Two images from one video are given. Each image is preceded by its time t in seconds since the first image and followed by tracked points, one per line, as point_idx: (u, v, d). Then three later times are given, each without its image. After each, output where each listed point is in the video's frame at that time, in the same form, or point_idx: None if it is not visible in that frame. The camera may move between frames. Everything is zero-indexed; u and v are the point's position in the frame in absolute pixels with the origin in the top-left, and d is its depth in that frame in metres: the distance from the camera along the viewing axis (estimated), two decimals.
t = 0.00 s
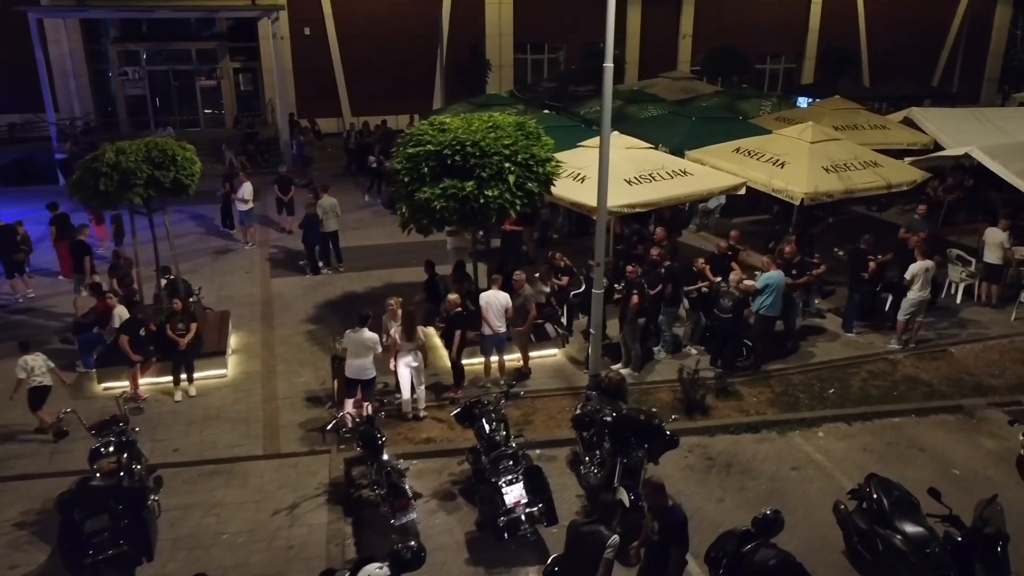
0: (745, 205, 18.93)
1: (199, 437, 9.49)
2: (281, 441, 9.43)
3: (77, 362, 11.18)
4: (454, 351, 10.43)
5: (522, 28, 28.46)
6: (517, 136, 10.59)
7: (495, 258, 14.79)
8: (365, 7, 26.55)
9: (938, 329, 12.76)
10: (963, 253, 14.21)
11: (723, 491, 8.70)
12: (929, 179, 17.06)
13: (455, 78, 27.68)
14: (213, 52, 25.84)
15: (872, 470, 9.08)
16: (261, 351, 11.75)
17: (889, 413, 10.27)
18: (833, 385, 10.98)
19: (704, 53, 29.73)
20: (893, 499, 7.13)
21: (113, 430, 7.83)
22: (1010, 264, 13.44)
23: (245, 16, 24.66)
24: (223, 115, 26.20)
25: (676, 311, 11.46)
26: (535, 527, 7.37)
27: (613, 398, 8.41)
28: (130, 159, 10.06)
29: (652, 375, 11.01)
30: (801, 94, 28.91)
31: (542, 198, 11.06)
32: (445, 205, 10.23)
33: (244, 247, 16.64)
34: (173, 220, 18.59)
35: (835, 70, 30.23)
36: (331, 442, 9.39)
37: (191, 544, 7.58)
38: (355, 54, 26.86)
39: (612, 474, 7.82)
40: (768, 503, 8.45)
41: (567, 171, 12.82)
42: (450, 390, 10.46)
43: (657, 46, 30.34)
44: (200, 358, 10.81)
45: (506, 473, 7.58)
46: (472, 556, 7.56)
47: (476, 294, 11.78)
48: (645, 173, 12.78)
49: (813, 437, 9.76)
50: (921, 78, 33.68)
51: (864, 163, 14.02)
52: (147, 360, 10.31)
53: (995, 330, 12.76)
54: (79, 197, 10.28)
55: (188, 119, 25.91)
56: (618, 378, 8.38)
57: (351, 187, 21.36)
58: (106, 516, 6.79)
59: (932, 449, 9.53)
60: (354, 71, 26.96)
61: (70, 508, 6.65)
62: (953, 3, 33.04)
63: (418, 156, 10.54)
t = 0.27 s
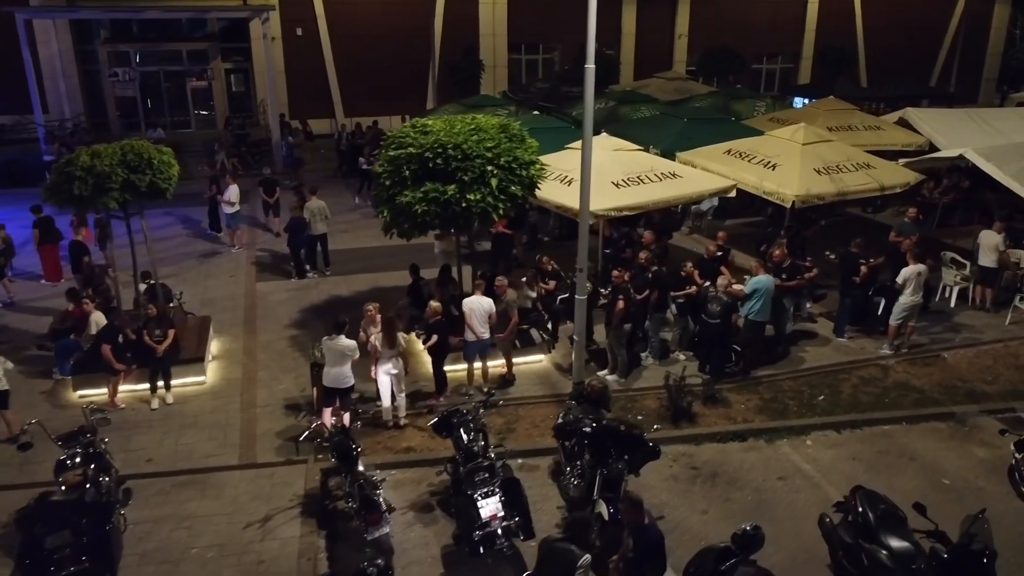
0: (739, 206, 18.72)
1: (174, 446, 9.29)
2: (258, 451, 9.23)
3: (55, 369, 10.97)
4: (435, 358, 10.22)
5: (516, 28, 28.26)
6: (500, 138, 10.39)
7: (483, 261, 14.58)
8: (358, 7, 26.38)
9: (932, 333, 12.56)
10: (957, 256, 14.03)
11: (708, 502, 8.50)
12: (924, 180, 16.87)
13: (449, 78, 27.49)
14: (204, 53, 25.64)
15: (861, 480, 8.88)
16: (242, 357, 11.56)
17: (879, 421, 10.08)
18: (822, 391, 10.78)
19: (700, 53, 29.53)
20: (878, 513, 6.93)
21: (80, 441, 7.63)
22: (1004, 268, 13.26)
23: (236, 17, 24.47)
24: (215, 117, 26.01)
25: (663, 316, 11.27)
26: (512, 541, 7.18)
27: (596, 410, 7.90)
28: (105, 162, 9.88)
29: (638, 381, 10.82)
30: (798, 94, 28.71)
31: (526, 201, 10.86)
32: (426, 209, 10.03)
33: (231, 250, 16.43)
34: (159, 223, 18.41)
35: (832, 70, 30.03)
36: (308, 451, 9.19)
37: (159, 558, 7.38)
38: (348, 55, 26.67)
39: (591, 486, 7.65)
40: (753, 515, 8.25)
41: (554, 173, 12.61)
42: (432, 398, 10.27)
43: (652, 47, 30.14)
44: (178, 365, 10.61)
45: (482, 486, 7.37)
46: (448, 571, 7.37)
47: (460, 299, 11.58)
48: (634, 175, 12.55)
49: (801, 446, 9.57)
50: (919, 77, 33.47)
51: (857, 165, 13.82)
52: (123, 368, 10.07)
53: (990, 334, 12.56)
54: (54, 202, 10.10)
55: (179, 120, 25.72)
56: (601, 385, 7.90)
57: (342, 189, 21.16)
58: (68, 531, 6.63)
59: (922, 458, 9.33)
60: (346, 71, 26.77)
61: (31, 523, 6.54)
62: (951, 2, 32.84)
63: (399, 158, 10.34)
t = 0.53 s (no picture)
0: (732, 208, 18.52)
1: (146, 456, 9.10)
2: (231, 460, 9.03)
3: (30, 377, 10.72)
4: (414, 365, 10.03)
5: (510, 28, 28.08)
6: (481, 141, 10.20)
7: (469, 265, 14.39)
8: (350, 7, 26.21)
9: (923, 338, 12.36)
10: (950, 259, 13.84)
11: (689, 513, 8.30)
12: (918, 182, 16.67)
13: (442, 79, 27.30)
14: (195, 54, 25.47)
15: (846, 490, 8.68)
16: (220, 364, 11.37)
17: (867, 429, 9.88)
18: (810, 398, 10.59)
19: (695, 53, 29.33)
20: (860, 527, 6.73)
21: (43, 453, 7.41)
22: (997, 272, 13.05)
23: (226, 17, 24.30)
24: (205, 118, 25.83)
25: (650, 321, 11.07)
26: (484, 557, 6.96)
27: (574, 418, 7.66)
28: (77, 166, 9.69)
29: (623, 388, 10.62)
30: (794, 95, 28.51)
31: (508, 205, 10.66)
32: (405, 213, 9.83)
33: (216, 253, 16.23)
34: (145, 226, 18.24)
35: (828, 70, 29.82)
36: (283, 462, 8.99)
37: (123, 573, 7.20)
38: (340, 55, 26.50)
39: (567, 499, 7.44)
40: (735, 527, 8.05)
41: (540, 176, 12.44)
42: (412, 406, 10.08)
43: (647, 47, 29.92)
44: (153, 372, 10.42)
45: (454, 500, 7.16)
46: None
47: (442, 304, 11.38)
48: (620, 178, 12.34)
49: (786, 455, 9.37)
50: (916, 78, 33.27)
51: (848, 167, 13.62)
52: (98, 375, 9.86)
53: (982, 339, 12.36)
54: (26, 206, 9.92)
55: (169, 121, 25.55)
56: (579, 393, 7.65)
57: (331, 191, 20.98)
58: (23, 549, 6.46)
59: (910, 467, 9.12)
60: (338, 72, 26.60)
61: None
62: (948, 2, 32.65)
63: (378, 162, 10.15)
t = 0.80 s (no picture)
0: (723, 210, 18.33)
1: (114, 466, 8.91)
2: (201, 470, 8.85)
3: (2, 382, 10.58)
4: (391, 372, 9.86)
5: (502, 28, 27.89)
6: (459, 144, 10.01)
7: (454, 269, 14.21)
8: (341, 7, 26.03)
9: (913, 343, 12.16)
10: (941, 262, 13.67)
11: (667, 525, 8.11)
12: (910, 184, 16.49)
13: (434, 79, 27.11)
14: (184, 55, 25.30)
15: (829, 501, 8.49)
16: (196, 370, 11.18)
17: (853, 437, 9.69)
18: (796, 405, 10.40)
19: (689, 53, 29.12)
20: (838, 543, 6.53)
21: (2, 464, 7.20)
22: (988, 275, 12.87)
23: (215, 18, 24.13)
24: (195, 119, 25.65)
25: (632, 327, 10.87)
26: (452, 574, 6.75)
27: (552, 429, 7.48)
28: (46, 170, 9.51)
29: (605, 396, 10.44)
30: (788, 95, 28.31)
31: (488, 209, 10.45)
32: (381, 217, 9.64)
33: (200, 256, 16.06)
34: (130, 228, 18.07)
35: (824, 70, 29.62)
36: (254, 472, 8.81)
37: None
38: (331, 56, 26.32)
39: (538, 512, 7.23)
40: (713, 540, 7.86)
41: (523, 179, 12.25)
42: (389, 414, 9.91)
43: (641, 47, 29.71)
44: (126, 380, 10.24)
45: (422, 515, 6.95)
46: None
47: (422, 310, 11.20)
48: (604, 181, 12.14)
49: (769, 464, 9.19)
50: (913, 78, 33.08)
51: (838, 169, 13.42)
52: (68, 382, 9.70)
53: (972, 344, 12.17)
54: None
55: (159, 123, 25.37)
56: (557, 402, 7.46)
57: (320, 193, 20.79)
58: None
59: (895, 477, 8.92)
60: (330, 73, 26.42)
61: None
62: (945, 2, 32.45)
63: (355, 165, 9.96)
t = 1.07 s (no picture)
0: (713, 212, 18.14)
1: (82, 477, 8.73)
2: (170, 481, 8.66)
3: None
4: (368, 380, 9.70)
5: (495, 28, 27.70)
6: (436, 147, 9.82)
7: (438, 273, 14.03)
8: (332, 7, 25.86)
9: (901, 348, 11.97)
10: (931, 265, 13.50)
11: (643, 537, 7.92)
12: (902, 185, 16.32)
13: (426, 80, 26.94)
14: (173, 56, 25.12)
15: (810, 512, 8.31)
16: (172, 377, 10.99)
17: (837, 445, 9.51)
18: (780, 413, 10.21)
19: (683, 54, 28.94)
20: (813, 559, 6.35)
21: None
22: (978, 279, 12.69)
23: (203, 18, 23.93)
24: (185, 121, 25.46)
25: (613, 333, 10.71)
26: None
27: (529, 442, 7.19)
28: (14, 174, 9.32)
29: (586, 403, 10.26)
30: (783, 96, 28.12)
31: (466, 213, 10.25)
32: (356, 222, 9.46)
33: (183, 260, 15.87)
34: (115, 231, 17.89)
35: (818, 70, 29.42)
36: (224, 483, 8.63)
37: None
38: (322, 56, 26.15)
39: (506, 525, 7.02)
40: (689, 553, 7.67)
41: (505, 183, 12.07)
42: (364, 422, 9.75)
43: (634, 47, 29.50)
44: (98, 388, 10.06)
45: (387, 529, 6.76)
46: None
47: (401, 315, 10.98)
48: (587, 184, 11.95)
49: (750, 474, 9.00)
50: (909, 78, 32.92)
51: (826, 172, 13.24)
52: (40, 388, 9.63)
53: (962, 349, 11.98)
54: None
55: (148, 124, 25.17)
56: (532, 411, 7.26)
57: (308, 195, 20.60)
58: None
59: (878, 488, 8.74)
60: (321, 73, 26.24)
61: None
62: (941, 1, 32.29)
63: (330, 168, 9.78)
